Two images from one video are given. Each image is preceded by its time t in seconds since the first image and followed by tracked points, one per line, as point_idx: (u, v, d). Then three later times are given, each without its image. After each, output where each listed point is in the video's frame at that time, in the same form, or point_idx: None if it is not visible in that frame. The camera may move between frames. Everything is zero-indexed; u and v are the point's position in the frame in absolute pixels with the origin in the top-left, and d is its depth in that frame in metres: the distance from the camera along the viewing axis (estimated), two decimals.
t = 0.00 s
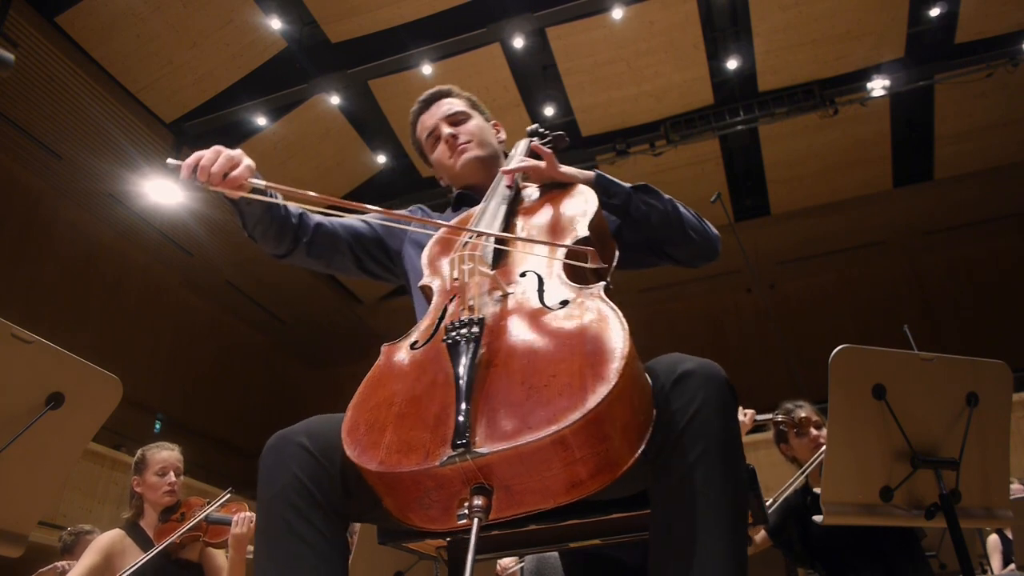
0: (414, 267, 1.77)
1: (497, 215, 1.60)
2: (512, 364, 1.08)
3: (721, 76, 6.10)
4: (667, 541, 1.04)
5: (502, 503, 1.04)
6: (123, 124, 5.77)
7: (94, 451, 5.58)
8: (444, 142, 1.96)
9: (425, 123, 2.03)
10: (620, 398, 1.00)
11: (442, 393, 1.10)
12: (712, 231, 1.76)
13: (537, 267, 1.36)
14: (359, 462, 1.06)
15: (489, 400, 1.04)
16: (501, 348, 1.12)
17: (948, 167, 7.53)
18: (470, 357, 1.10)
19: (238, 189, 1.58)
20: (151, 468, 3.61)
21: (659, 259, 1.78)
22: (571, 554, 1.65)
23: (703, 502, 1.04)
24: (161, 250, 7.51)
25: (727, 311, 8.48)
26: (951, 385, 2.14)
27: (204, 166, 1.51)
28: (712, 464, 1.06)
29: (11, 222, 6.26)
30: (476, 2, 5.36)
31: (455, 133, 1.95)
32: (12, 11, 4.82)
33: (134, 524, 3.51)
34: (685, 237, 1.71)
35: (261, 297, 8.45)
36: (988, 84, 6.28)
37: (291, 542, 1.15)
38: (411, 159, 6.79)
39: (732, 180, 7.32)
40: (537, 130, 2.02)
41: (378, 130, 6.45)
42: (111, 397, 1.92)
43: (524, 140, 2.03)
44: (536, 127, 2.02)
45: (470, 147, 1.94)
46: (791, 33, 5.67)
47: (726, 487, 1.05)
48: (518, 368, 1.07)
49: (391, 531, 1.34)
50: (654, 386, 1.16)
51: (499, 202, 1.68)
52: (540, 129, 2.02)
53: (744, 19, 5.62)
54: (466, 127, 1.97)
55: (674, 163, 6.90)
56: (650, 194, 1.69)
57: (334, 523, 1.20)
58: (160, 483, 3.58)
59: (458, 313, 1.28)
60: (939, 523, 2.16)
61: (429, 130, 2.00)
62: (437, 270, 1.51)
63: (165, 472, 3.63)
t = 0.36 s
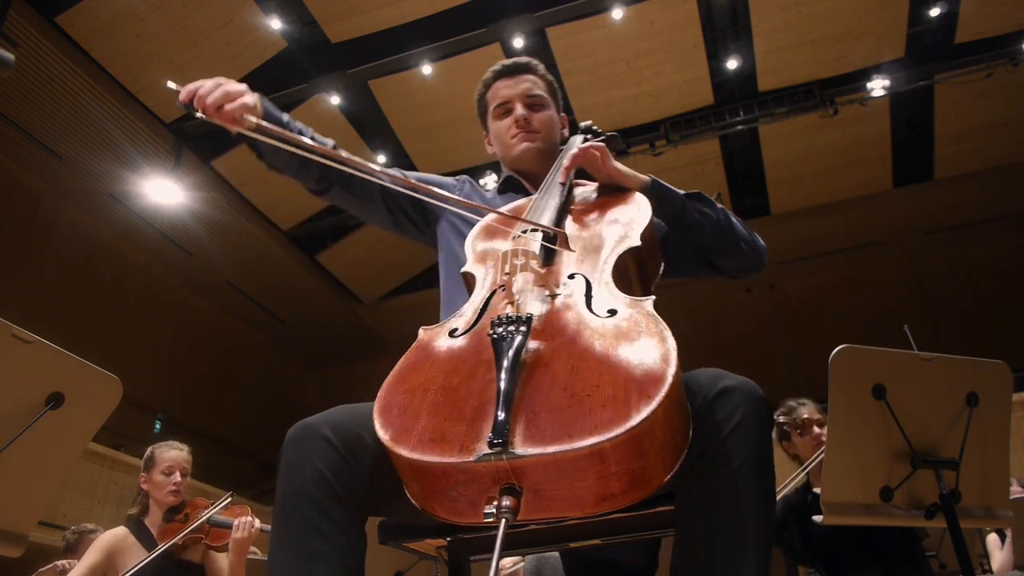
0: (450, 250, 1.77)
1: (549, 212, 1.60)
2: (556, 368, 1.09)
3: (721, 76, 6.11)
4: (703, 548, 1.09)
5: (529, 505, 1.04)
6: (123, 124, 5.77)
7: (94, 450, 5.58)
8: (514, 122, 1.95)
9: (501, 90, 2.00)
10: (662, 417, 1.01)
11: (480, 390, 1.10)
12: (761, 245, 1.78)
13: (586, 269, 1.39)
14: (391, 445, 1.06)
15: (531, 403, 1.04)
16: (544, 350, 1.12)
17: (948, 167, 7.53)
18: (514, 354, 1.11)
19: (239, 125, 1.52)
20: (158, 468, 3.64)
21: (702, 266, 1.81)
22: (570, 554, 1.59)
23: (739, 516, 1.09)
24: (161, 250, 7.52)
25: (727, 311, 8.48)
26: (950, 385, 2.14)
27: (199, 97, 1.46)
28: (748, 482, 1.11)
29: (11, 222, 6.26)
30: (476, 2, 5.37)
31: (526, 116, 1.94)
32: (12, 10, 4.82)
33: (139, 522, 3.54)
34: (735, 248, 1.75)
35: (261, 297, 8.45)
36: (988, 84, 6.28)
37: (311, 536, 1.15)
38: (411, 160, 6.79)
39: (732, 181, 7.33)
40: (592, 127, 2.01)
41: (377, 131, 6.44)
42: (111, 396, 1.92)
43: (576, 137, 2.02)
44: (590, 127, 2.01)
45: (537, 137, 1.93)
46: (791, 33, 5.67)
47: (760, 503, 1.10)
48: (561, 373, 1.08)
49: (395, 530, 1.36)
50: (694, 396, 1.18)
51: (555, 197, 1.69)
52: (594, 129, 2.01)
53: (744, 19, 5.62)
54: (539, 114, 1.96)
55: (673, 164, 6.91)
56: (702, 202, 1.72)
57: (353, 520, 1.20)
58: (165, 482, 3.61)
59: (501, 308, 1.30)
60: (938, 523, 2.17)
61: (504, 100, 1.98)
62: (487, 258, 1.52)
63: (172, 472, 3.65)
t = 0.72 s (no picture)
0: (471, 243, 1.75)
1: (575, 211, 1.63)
2: (578, 372, 1.10)
3: (721, 76, 6.10)
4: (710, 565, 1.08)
5: (541, 507, 1.04)
6: (123, 124, 5.77)
7: (94, 450, 5.58)
8: (565, 111, 1.93)
9: (556, 74, 1.98)
10: (684, 430, 1.00)
11: (500, 387, 1.11)
12: (785, 252, 1.75)
13: (609, 272, 1.41)
14: (407, 433, 1.06)
15: (552, 406, 1.05)
16: (568, 353, 1.13)
17: (948, 167, 7.53)
18: (536, 355, 1.11)
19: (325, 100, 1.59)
20: (170, 465, 3.66)
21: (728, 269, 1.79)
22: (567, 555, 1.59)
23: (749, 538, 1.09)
24: (161, 250, 7.53)
25: (727, 311, 8.48)
26: (950, 385, 2.14)
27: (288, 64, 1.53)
28: (761, 502, 1.11)
29: (11, 222, 6.26)
30: (476, 2, 5.37)
31: (579, 109, 1.92)
32: (12, 10, 4.82)
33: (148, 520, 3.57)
34: (760, 254, 1.71)
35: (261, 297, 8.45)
36: (988, 84, 6.28)
37: (323, 535, 1.15)
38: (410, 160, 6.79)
39: (732, 181, 7.33)
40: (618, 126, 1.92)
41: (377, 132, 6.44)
42: (111, 396, 1.92)
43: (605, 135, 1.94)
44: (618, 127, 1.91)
45: (583, 133, 1.92)
46: (791, 33, 5.67)
47: (772, 524, 1.10)
48: (584, 378, 1.09)
49: (398, 528, 1.36)
50: (713, 411, 1.18)
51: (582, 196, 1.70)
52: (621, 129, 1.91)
53: (744, 19, 5.62)
54: (590, 112, 1.94)
55: (673, 163, 6.91)
56: (728, 207, 1.69)
57: (363, 519, 1.20)
58: (176, 480, 3.63)
59: (525, 303, 1.32)
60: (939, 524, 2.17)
61: (561, 87, 1.95)
62: (510, 253, 1.54)
63: (184, 471, 3.67)
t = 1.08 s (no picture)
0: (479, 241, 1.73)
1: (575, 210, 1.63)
2: (580, 373, 1.10)
3: (721, 76, 6.11)
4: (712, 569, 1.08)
5: (543, 507, 1.03)
6: (123, 124, 5.77)
7: (94, 451, 5.57)
8: (573, 113, 1.92)
9: (564, 74, 1.96)
10: (684, 430, 1.00)
11: (501, 388, 1.11)
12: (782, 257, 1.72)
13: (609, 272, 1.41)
14: (409, 431, 1.06)
15: (554, 405, 1.05)
16: (569, 352, 1.13)
17: (948, 168, 7.53)
18: (538, 355, 1.12)
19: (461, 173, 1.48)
20: (190, 464, 3.76)
21: (723, 271, 1.76)
22: (568, 556, 1.58)
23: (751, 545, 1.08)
24: (161, 250, 7.53)
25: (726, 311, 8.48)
26: (950, 385, 2.14)
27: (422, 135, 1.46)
28: (762, 507, 1.10)
29: (11, 221, 6.27)
30: (476, 2, 5.37)
31: (587, 112, 1.92)
32: (12, 10, 4.83)
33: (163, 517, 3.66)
34: (755, 256, 1.68)
35: (261, 298, 8.46)
36: (989, 83, 6.27)
37: (326, 535, 1.15)
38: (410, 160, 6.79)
39: (732, 181, 7.33)
40: (619, 125, 2.03)
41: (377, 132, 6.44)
42: (111, 396, 1.92)
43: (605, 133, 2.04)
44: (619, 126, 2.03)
45: (588, 135, 1.93)
46: (791, 33, 5.67)
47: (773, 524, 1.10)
48: (585, 378, 1.09)
49: (398, 528, 1.36)
50: (713, 413, 1.18)
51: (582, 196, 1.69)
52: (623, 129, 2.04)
53: (744, 19, 5.62)
54: (598, 114, 1.94)
55: (673, 163, 6.91)
56: (728, 207, 1.66)
57: (364, 518, 1.20)
58: (195, 479, 3.72)
59: (525, 302, 1.32)
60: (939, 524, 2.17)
61: (570, 88, 1.95)
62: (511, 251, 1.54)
63: (203, 470, 3.76)
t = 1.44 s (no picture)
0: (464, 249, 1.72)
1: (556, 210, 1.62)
2: (564, 370, 1.10)
3: (721, 76, 6.11)
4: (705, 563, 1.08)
5: (533, 505, 1.04)
6: (123, 124, 5.77)
7: (94, 451, 5.58)
8: (546, 115, 1.89)
9: (533, 77, 1.93)
10: (670, 421, 1.01)
11: (487, 388, 1.11)
12: (764, 248, 1.70)
13: (594, 267, 1.39)
14: (396, 439, 1.07)
15: (539, 403, 1.05)
16: (552, 350, 1.13)
17: (949, 168, 7.52)
18: (522, 354, 1.12)
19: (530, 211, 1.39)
20: (208, 464, 3.76)
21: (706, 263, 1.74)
22: (571, 555, 1.58)
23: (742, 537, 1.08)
24: (162, 251, 7.54)
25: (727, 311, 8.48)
26: (950, 385, 2.14)
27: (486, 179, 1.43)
28: (752, 499, 1.10)
29: (11, 222, 6.27)
30: (476, 2, 5.37)
31: (561, 114, 1.88)
32: (12, 10, 4.83)
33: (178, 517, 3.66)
34: (735, 248, 1.66)
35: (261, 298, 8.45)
36: (989, 83, 6.27)
37: (320, 536, 1.15)
38: (411, 161, 6.78)
39: (732, 181, 7.33)
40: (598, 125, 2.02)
41: (377, 132, 6.43)
42: (111, 396, 1.92)
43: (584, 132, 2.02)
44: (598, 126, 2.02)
45: (565, 137, 1.89)
46: (791, 33, 5.68)
47: (763, 516, 1.09)
48: (569, 374, 1.09)
49: (397, 529, 1.36)
50: (699, 408, 1.18)
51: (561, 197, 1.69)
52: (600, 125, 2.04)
53: (744, 19, 5.62)
54: (572, 114, 1.91)
55: (673, 163, 6.91)
56: (706, 196, 1.66)
57: (359, 520, 1.20)
58: (214, 480, 3.74)
59: (509, 304, 1.31)
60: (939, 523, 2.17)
61: (542, 90, 1.91)
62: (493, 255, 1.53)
63: (222, 471, 3.77)
